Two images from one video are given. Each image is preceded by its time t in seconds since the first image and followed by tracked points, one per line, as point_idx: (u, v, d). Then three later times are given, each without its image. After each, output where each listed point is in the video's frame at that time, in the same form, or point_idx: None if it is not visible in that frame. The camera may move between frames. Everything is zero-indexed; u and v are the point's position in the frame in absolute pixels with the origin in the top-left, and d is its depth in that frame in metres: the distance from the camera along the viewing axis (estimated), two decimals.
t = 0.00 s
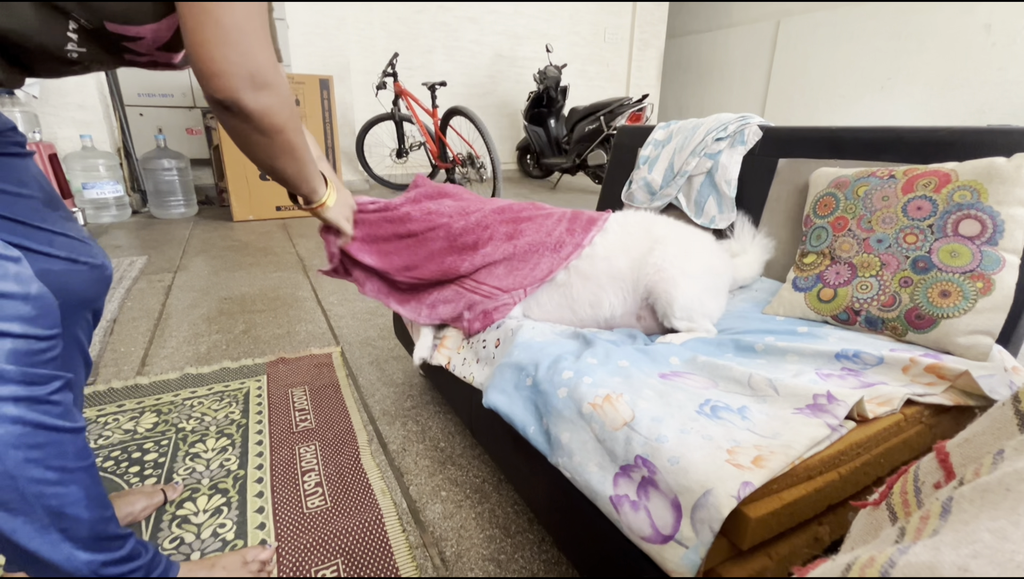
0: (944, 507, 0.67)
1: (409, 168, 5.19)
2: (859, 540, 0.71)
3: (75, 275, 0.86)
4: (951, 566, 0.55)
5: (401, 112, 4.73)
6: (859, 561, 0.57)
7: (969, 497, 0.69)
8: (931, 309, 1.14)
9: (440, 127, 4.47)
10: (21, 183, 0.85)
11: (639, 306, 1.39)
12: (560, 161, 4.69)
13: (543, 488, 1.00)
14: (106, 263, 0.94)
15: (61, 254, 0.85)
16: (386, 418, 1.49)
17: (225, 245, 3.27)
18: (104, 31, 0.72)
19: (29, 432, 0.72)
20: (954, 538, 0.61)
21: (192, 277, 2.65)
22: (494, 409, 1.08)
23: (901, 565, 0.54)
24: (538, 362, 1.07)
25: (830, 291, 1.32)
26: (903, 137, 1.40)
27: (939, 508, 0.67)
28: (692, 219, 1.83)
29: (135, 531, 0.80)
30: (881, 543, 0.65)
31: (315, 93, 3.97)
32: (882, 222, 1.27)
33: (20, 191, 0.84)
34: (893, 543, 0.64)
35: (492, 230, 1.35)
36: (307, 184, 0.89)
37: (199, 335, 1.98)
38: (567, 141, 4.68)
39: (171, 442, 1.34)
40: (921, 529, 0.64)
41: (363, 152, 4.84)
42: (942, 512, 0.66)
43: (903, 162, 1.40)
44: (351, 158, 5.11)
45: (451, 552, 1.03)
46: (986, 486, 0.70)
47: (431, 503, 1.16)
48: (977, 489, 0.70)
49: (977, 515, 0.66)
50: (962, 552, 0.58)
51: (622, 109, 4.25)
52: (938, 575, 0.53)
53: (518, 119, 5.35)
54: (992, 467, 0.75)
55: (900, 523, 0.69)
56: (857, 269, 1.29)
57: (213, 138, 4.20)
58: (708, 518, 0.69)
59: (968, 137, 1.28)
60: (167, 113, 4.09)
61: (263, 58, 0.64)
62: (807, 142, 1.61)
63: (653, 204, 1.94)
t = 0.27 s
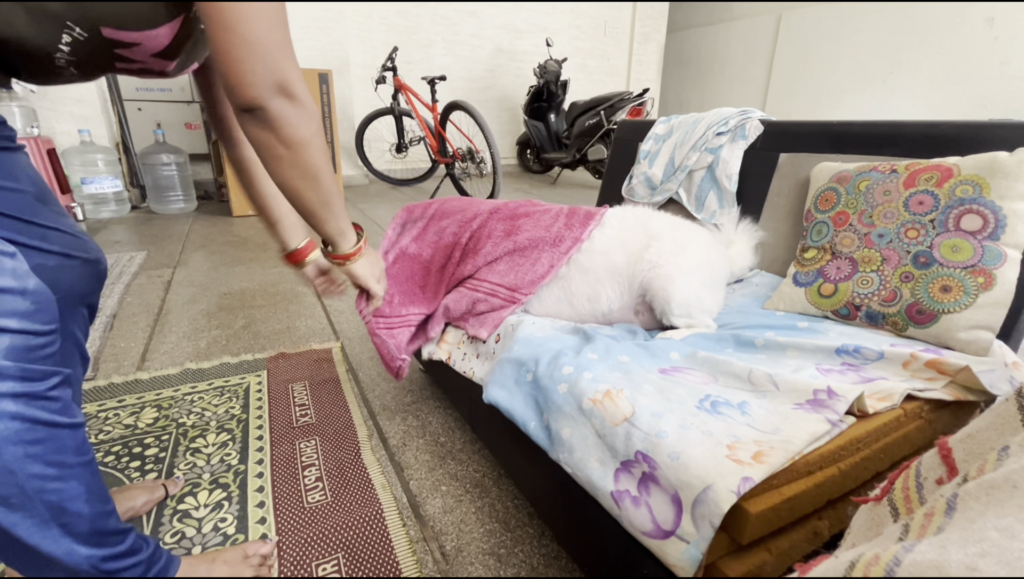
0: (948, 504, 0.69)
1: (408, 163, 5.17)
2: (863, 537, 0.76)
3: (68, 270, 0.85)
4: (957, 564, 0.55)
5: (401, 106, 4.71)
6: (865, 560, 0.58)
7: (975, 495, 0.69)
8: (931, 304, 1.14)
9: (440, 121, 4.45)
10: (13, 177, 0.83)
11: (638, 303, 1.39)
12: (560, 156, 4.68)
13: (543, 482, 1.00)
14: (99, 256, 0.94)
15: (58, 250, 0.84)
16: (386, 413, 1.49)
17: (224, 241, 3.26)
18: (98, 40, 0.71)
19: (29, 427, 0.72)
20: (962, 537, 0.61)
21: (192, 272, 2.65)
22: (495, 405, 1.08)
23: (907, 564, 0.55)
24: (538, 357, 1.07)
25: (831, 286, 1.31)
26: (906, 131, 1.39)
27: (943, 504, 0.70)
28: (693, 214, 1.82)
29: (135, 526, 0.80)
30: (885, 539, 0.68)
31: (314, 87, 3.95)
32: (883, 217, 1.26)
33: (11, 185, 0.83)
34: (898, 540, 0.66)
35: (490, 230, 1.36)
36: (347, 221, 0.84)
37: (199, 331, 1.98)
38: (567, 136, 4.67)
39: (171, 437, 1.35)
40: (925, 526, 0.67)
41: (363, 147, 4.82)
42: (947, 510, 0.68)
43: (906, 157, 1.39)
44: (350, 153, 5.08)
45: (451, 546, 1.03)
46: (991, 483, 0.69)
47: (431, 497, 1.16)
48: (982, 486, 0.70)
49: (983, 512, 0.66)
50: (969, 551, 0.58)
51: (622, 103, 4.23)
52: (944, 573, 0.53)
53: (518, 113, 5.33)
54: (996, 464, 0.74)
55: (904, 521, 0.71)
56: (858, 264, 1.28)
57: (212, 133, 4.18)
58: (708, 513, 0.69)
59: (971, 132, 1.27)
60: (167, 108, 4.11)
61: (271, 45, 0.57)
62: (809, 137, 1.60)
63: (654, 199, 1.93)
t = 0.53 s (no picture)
0: (939, 499, 0.69)
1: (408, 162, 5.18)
2: (858, 533, 0.76)
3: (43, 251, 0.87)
4: (943, 556, 0.56)
5: (401, 105, 4.71)
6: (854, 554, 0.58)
7: (964, 490, 0.69)
8: (930, 303, 1.14)
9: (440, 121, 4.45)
10: None
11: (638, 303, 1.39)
12: (560, 155, 4.68)
13: (543, 480, 1.01)
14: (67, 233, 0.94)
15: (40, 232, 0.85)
16: (387, 412, 1.49)
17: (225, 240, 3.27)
18: (94, 37, 0.71)
19: (28, 428, 0.72)
20: (948, 530, 0.61)
21: (192, 272, 2.65)
22: (495, 404, 1.09)
23: (896, 555, 0.55)
24: (538, 356, 1.07)
25: (830, 285, 1.32)
26: (905, 131, 1.40)
27: (934, 500, 0.70)
28: (693, 213, 1.82)
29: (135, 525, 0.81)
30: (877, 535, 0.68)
31: (314, 87, 3.95)
32: (882, 216, 1.26)
33: None
34: (888, 535, 0.66)
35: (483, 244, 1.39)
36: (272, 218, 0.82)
37: (200, 330, 1.99)
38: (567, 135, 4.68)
39: (172, 436, 1.35)
40: (916, 521, 0.66)
41: (363, 146, 4.82)
42: (937, 505, 0.67)
43: (905, 156, 1.39)
44: (350, 152, 5.08)
45: (451, 545, 1.04)
46: (979, 478, 0.70)
47: (432, 496, 1.17)
48: (971, 481, 0.70)
49: (971, 507, 0.67)
50: (954, 542, 0.59)
51: (622, 102, 4.24)
52: (930, 565, 0.54)
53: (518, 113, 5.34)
54: (988, 460, 0.75)
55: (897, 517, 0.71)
56: (856, 263, 1.28)
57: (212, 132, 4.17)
58: (706, 511, 0.70)
59: (968, 131, 1.28)
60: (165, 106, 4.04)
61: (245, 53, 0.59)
62: (808, 137, 1.61)
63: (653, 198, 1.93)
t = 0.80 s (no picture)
0: (938, 493, 0.69)
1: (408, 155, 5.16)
2: (857, 524, 0.74)
3: None
4: (944, 550, 0.56)
5: (400, 98, 4.69)
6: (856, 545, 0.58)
7: (965, 484, 0.70)
8: (930, 296, 1.14)
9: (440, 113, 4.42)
10: None
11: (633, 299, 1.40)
12: (560, 148, 4.66)
13: (543, 473, 1.01)
14: None
15: None
16: (387, 405, 1.50)
17: (224, 233, 3.26)
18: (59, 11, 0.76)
19: (39, 425, 0.72)
20: (949, 523, 0.62)
21: (192, 265, 2.65)
22: (495, 396, 1.09)
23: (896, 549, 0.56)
24: (538, 349, 1.07)
25: (830, 279, 1.31)
26: (906, 124, 1.39)
27: (934, 494, 0.69)
28: (693, 206, 1.82)
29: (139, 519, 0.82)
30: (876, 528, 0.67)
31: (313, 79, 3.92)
32: (883, 209, 1.26)
33: None
34: (889, 528, 0.65)
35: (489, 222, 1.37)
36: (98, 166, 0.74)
37: (199, 323, 1.99)
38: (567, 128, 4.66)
39: (173, 428, 1.35)
40: (916, 514, 0.65)
41: (362, 139, 4.80)
42: (938, 499, 0.67)
43: (906, 149, 1.38)
44: (349, 145, 5.05)
45: (451, 537, 1.04)
46: (981, 472, 0.71)
47: (432, 488, 1.17)
48: (972, 475, 0.71)
49: (973, 501, 0.67)
50: (956, 536, 0.59)
51: (623, 94, 4.21)
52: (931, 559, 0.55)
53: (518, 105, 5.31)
54: (988, 454, 0.75)
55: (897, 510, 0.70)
56: (857, 257, 1.28)
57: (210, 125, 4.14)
58: (706, 503, 0.70)
59: (971, 124, 1.27)
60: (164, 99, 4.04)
61: (118, 40, 0.58)
62: (810, 130, 1.60)
63: (654, 191, 1.92)
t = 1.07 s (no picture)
0: (949, 488, 0.70)
1: (407, 147, 5.13)
2: (859, 519, 0.77)
3: None
4: (958, 550, 0.56)
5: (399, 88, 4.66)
6: (865, 542, 0.58)
7: (975, 479, 0.70)
8: (932, 289, 1.13)
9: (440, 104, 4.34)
10: None
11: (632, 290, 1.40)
12: (561, 140, 4.64)
13: (543, 464, 1.01)
14: None
15: None
16: (387, 397, 1.50)
17: (223, 225, 3.25)
18: None
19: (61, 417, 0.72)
20: (963, 522, 0.62)
21: (191, 257, 2.65)
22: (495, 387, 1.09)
23: (907, 548, 0.56)
24: (538, 341, 1.07)
25: (831, 271, 1.31)
26: (909, 115, 1.38)
27: (944, 489, 0.70)
28: (693, 198, 1.81)
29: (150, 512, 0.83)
30: (885, 523, 0.69)
31: (311, 69, 3.89)
32: (885, 201, 1.25)
33: None
34: (898, 525, 0.67)
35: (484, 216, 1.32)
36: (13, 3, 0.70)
37: (199, 315, 1.99)
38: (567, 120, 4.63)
39: (174, 420, 1.36)
40: (925, 510, 0.67)
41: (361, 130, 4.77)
42: (948, 495, 0.68)
43: (910, 140, 1.37)
44: (347, 136, 5.02)
45: (451, 528, 1.05)
46: (993, 468, 0.70)
47: (432, 479, 1.18)
48: (983, 471, 0.71)
49: (984, 497, 0.67)
50: (971, 535, 0.60)
51: (624, 85, 4.18)
52: (944, 558, 0.55)
53: (517, 96, 5.28)
54: (996, 449, 0.75)
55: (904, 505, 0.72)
56: (859, 249, 1.28)
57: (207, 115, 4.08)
58: (705, 494, 0.70)
59: (975, 114, 1.26)
60: (158, 90, 3.96)
61: None
62: (813, 120, 1.58)
63: (655, 182, 1.91)
